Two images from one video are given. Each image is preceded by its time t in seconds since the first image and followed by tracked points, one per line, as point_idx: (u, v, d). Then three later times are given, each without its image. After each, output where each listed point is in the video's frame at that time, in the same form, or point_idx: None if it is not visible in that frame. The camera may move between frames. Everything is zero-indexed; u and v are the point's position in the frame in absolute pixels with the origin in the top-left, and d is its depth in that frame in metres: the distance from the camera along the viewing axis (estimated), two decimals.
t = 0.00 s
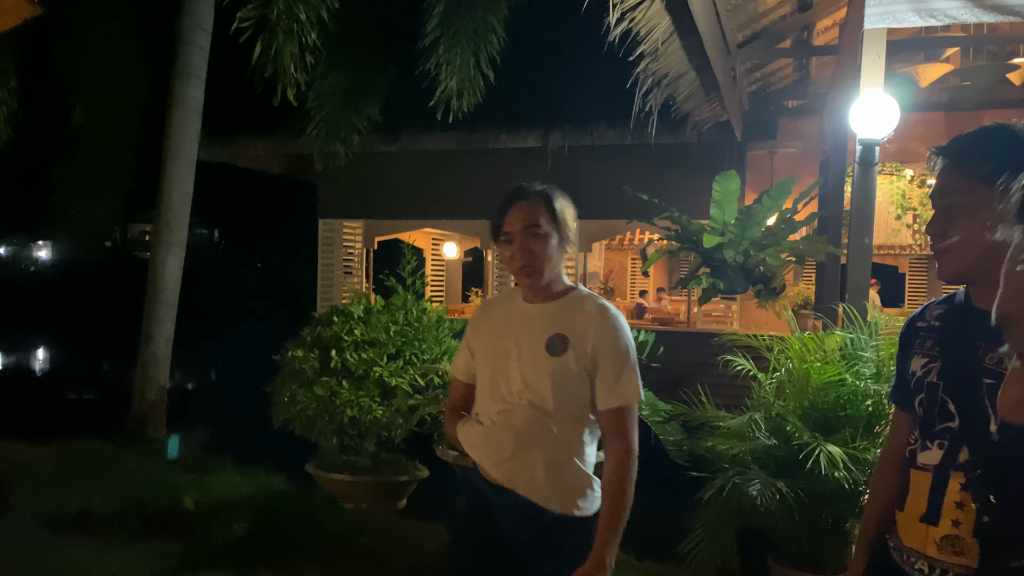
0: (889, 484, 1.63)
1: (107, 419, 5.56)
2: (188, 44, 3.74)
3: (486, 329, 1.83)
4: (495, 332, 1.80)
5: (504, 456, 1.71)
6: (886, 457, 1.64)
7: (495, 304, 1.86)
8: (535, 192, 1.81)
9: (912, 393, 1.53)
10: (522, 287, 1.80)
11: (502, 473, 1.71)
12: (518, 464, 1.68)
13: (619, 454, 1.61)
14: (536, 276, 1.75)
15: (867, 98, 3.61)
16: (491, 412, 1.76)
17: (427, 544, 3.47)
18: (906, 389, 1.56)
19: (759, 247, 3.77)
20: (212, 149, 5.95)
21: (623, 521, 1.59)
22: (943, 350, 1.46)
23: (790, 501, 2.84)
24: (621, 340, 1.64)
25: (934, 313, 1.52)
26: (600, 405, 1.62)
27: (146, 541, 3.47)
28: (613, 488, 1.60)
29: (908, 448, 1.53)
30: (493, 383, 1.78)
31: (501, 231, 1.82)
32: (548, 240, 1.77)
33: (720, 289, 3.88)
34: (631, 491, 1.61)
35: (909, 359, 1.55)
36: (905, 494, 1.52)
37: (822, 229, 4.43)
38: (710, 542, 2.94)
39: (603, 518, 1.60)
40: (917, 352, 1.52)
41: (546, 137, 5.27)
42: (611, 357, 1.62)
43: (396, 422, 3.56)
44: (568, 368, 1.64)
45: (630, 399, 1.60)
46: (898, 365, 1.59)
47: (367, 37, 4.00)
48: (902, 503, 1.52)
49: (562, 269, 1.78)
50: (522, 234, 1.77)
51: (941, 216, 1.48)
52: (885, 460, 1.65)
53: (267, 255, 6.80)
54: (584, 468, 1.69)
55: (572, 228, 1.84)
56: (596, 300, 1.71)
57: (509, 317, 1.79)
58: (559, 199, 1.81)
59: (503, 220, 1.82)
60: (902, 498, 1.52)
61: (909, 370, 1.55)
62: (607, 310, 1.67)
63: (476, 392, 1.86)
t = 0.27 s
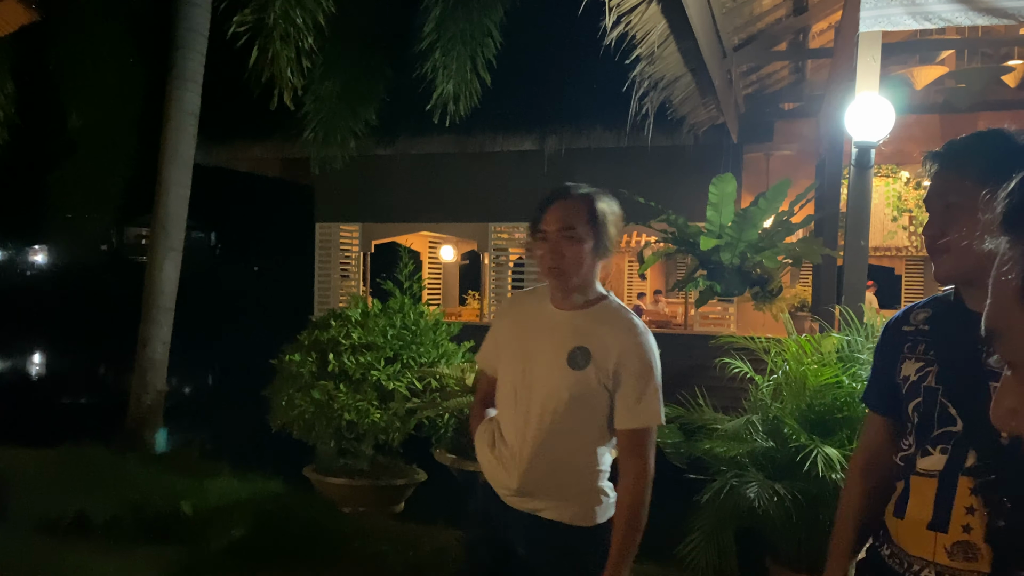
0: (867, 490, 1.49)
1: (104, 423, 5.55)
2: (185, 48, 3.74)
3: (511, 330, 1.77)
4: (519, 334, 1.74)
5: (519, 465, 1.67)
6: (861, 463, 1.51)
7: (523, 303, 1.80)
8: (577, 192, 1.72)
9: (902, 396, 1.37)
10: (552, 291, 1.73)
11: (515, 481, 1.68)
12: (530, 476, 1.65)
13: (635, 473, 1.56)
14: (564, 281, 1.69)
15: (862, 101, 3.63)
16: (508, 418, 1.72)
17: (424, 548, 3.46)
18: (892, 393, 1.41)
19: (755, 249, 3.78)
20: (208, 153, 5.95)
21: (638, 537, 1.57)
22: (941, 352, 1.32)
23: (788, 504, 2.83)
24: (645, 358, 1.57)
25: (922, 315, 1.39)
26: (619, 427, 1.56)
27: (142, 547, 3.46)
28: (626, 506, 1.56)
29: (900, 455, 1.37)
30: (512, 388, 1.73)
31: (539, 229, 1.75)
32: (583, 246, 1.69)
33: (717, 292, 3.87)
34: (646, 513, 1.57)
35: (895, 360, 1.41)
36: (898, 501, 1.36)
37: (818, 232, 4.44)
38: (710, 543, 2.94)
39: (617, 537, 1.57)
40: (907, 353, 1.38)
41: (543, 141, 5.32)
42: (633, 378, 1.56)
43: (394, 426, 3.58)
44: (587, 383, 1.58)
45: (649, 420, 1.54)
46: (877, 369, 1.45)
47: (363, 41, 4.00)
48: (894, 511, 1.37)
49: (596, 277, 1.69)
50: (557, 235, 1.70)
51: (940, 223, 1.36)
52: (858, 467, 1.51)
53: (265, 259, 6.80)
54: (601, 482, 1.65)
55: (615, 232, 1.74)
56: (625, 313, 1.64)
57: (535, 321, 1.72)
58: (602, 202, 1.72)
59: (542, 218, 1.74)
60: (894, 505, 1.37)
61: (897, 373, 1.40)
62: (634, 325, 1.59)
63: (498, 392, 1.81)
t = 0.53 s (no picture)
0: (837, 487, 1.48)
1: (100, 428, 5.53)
2: (181, 52, 3.74)
3: (531, 335, 1.78)
4: (537, 340, 1.75)
5: (533, 474, 1.68)
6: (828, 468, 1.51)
7: (547, 309, 1.79)
8: (611, 200, 1.70)
9: (877, 399, 1.38)
10: (574, 300, 1.72)
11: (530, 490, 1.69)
12: (540, 482, 1.66)
13: (647, 488, 1.55)
14: (583, 289, 1.68)
15: (857, 104, 3.64)
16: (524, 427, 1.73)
17: (421, 553, 3.45)
18: (865, 396, 1.41)
19: (752, 252, 3.78)
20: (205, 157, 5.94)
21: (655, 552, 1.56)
22: (918, 355, 1.33)
23: (786, 507, 2.84)
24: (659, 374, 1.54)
25: (892, 318, 1.40)
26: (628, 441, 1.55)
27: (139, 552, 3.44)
28: (640, 519, 1.56)
29: (876, 459, 1.38)
30: (528, 397, 1.73)
31: (568, 233, 1.73)
32: (607, 255, 1.67)
33: (714, 295, 3.87)
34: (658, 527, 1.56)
35: (868, 364, 1.41)
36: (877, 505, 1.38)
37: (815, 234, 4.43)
38: (706, 549, 2.91)
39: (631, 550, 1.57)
40: (880, 356, 1.39)
41: (539, 144, 5.45)
42: (642, 394, 1.53)
43: (392, 430, 3.58)
44: (596, 397, 1.57)
45: (660, 438, 1.52)
46: (844, 376, 1.46)
47: (360, 46, 4.00)
48: (872, 515, 1.39)
49: (617, 287, 1.67)
50: (585, 243, 1.69)
51: (916, 224, 1.37)
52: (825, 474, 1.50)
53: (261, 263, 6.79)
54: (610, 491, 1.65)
55: (643, 241, 1.70)
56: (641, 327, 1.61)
57: (552, 328, 1.72)
58: (634, 210, 1.68)
59: (572, 222, 1.73)
60: (873, 509, 1.38)
61: (871, 377, 1.40)
62: (649, 341, 1.56)
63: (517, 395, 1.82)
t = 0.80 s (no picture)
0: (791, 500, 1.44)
1: (98, 433, 5.52)
2: (179, 56, 3.74)
3: (527, 336, 1.78)
4: (533, 340, 1.75)
5: (537, 473, 1.67)
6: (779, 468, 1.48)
7: (541, 310, 1.80)
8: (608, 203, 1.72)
9: (829, 397, 1.36)
10: (572, 301, 1.72)
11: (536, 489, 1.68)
12: (547, 480, 1.65)
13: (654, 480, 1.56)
14: (583, 288, 1.67)
15: (853, 105, 3.65)
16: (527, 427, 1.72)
17: (420, 557, 3.44)
18: (818, 395, 1.39)
19: (749, 255, 3.76)
20: (202, 162, 5.94)
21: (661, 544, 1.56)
22: (869, 351, 1.32)
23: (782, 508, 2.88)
24: (660, 366, 1.57)
25: (843, 317, 1.38)
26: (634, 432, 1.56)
27: (138, 556, 3.43)
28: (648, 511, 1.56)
29: (830, 455, 1.36)
30: (529, 397, 1.73)
31: (565, 234, 1.73)
32: (607, 256, 1.68)
33: (712, 297, 3.84)
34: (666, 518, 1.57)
35: (821, 362, 1.39)
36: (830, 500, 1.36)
37: (813, 236, 4.43)
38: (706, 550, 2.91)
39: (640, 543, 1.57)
40: (833, 354, 1.37)
41: (537, 147, 5.28)
42: (647, 385, 1.55)
43: (389, 433, 3.56)
44: (603, 391, 1.58)
45: (665, 427, 1.54)
46: (795, 373, 1.44)
47: (358, 49, 4.00)
48: (826, 511, 1.37)
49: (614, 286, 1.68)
50: (581, 244, 1.68)
51: (881, 221, 1.34)
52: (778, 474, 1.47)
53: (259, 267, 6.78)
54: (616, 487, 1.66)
55: (638, 243, 1.72)
56: (640, 322, 1.63)
57: (548, 327, 1.73)
58: (629, 213, 1.71)
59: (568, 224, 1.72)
60: (826, 504, 1.37)
61: (823, 375, 1.38)
62: (649, 334, 1.59)
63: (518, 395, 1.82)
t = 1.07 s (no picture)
0: (735, 503, 1.46)
1: (95, 436, 5.51)
2: (176, 58, 3.73)
3: (510, 344, 1.78)
4: (517, 346, 1.75)
5: (536, 474, 1.66)
6: (732, 471, 1.46)
7: (522, 316, 1.80)
8: (572, 208, 1.72)
9: (776, 400, 1.34)
10: (550, 304, 1.74)
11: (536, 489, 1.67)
12: (549, 482, 1.64)
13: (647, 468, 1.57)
14: (564, 291, 1.69)
15: (850, 108, 3.66)
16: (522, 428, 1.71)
17: (417, 560, 3.43)
18: (768, 400, 1.38)
19: (747, 256, 3.75)
20: (200, 164, 5.94)
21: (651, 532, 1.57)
22: (810, 353, 1.30)
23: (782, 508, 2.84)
24: (646, 355, 1.61)
25: (787, 323, 1.37)
26: (627, 420, 1.59)
27: (135, 560, 3.42)
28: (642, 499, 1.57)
29: (780, 456, 1.33)
30: (520, 400, 1.74)
31: (541, 241, 1.73)
32: (586, 260, 1.70)
33: (709, 299, 3.85)
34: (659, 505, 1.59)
35: (767, 366, 1.38)
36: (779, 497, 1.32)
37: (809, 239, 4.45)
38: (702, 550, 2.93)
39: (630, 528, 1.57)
40: (778, 358, 1.35)
41: (535, 150, 5.29)
42: (638, 372, 1.59)
43: (387, 436, 3.56)
44: (597, 383, 1.60)
45: (654, 412, 1.57)
46: (744, 381, 1.43)
47: (355, 51, 3.99)
48: (776, 510, 1.32)
49: (593, 288, 1.71)
50: (563, 250, 1.69)
51: (820, 227, 1.31)
52: (728, 477, 1.47)
53: (257, 269, 6.78)
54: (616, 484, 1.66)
55: (608, 244, 1.76)
56: (620, 316, 1.67)
57: (531, 332, 1.74)
58: (600, 217, 1.73)
59: (545, 231, 1.73)
60: (777, 503, 1.32)
61: (769, 380, 1.37)
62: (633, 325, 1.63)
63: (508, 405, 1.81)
